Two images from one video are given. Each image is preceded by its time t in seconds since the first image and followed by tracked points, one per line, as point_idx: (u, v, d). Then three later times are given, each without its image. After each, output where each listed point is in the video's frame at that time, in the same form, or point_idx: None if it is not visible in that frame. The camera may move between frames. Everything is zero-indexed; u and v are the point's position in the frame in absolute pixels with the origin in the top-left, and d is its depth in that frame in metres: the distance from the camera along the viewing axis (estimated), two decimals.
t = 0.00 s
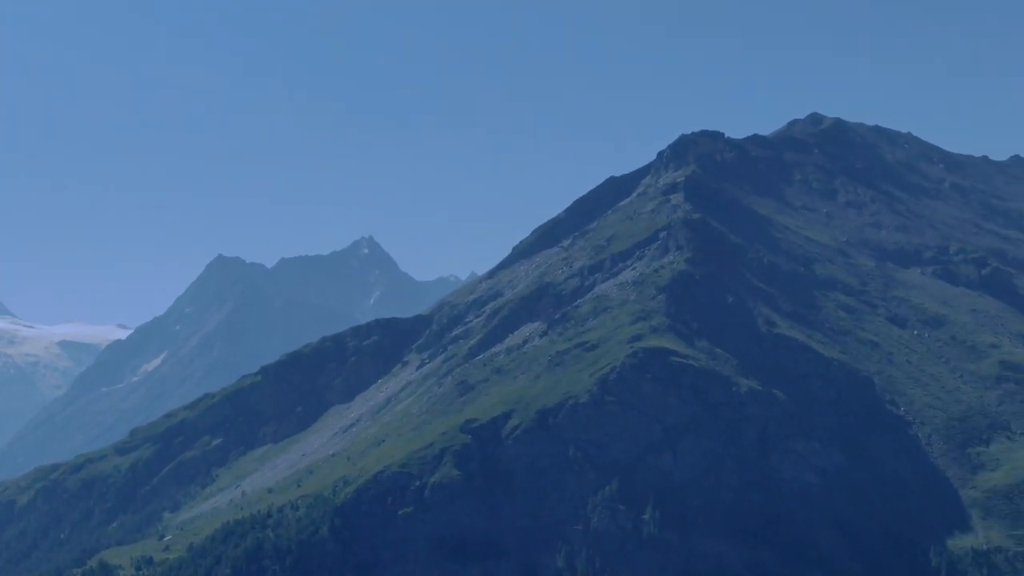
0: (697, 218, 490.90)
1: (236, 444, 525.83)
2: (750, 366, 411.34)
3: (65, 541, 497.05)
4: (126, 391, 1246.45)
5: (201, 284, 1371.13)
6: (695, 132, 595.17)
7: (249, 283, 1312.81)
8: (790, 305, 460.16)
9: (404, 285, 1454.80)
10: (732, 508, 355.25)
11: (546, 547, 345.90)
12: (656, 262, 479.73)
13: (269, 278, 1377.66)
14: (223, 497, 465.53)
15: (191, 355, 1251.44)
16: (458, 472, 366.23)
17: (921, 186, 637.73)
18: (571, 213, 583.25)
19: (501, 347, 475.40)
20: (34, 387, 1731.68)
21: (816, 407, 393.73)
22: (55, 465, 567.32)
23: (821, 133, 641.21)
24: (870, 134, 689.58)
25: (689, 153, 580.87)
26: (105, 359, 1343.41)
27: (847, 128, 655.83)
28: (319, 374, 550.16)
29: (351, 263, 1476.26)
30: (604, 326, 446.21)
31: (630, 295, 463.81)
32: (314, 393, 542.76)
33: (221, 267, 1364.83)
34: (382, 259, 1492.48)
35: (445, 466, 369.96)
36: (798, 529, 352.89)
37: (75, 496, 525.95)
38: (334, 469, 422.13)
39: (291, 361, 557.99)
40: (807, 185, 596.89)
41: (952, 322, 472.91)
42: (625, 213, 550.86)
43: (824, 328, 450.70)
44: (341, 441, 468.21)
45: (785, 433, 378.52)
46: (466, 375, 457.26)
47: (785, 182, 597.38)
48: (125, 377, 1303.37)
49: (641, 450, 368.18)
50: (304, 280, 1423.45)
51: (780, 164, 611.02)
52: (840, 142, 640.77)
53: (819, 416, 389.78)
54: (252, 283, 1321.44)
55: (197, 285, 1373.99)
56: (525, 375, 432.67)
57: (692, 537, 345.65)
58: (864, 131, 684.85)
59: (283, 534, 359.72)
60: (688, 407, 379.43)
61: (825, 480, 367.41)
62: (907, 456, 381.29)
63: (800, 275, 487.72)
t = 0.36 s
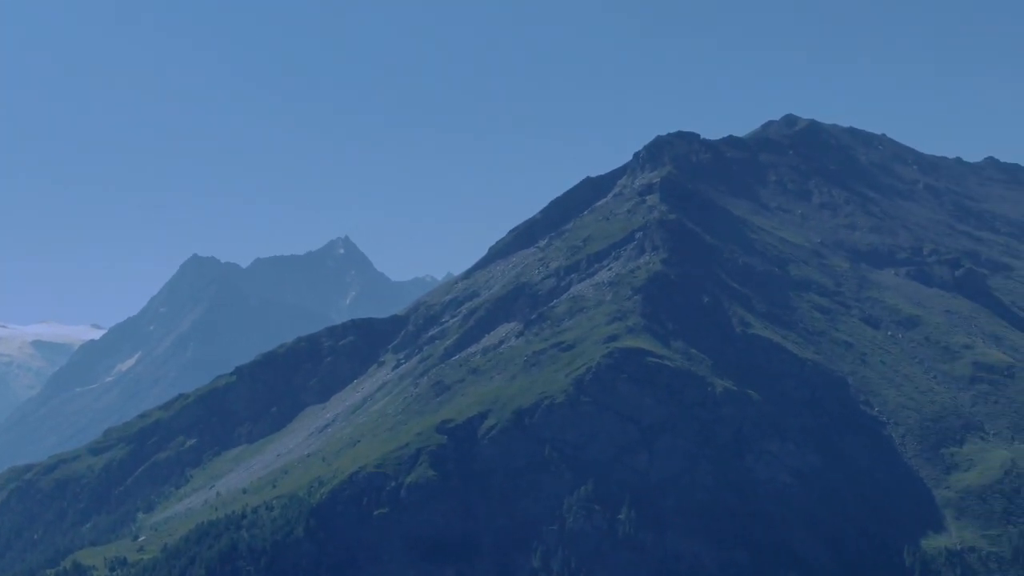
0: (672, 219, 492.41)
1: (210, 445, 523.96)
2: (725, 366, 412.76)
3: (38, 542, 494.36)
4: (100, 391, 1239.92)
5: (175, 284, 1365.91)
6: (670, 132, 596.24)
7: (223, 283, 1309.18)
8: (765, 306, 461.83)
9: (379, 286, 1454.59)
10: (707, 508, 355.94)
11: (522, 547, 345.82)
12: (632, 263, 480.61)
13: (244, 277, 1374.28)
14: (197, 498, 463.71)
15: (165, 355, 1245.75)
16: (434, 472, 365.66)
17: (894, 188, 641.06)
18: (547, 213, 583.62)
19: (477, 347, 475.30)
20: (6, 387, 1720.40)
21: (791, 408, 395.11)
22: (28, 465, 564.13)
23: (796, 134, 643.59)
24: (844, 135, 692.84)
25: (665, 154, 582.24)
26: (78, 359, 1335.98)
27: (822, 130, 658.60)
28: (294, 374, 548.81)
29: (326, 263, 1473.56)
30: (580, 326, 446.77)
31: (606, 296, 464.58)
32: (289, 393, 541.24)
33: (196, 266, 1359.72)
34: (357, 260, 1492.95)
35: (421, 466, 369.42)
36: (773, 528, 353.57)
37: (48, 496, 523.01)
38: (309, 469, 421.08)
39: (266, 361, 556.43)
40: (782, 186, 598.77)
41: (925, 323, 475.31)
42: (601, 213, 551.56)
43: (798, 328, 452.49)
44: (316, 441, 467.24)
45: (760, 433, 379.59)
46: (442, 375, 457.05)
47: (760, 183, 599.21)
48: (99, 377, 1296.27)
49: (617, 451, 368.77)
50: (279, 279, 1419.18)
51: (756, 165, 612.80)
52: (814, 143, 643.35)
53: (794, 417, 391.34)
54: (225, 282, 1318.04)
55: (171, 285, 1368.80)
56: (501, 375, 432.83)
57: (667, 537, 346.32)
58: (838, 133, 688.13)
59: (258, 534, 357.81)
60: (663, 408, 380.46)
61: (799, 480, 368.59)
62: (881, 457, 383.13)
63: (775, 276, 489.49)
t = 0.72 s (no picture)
0: (648, 220, 493.75)
1: (185, 445, 522.33)
2: (700, 366, 414.09)
3: (12, 542, 491.71)
4: (73, 391, 1233.46)
5: (149, 284, 1360.29)
6: (646, 133, 597.46)
7: (198, 282, 1304.72)
8: (740, 306, 463.46)
9: (355, 286, 1453.69)
10: (683, 508, 356.55)
11: (497, 548, 345.71)
12: (608, 263, 481.45)
13: (220, 276, 1370.03)
14: (172, 499, 461.99)
15: (139, 355, 1239.97)
16: (410, 473, 365.11)
17: (869, 189, 644.43)
18: (524, 213, 583.95)
19: (454, 347, 475.21)
20: None
21: (766, 408, 396.53)
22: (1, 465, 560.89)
23: (771, 135, 645.97)
24: (819, 136, 696.07)
25: (641, 155, 583.44)
26: (52, 359, 1328.73)
27: (797, 131, 661.45)
28: (269, 373, 547.52)
29: (302, 263, 1470.59)
30: (557, 326, 447.16)
31: (582, 296, 465.24)
32: (264, 393, 539.87)
33: (171, 266, 1354.55)
34: (333, 259, 1491.52)
35: (396, 467, 368.77)
36: (748, 527, 354.22)
37: (22, 496, 520.04)
38: (285, 470, 420.01)
39: (241, 360, 555.01)
40: (758, 186, 600.81)
41: (900, 323, 477.69)
42: (577, 213, 552.25)
43: (773, 328, 454.18)
44: (291, 442, 466.33)
45: (735, 434, 380.72)
46: (418, 375, 456.81)
47: (736, 184, 601.07)
48: (73, 377, 1289.33)
49: (592, 451, 369.27)
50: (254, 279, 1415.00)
51: (731, 166, 614.53)
52: (789, 144, 645.99)
53: (769, 416, 392.85)
54: (200, 282, 1313.40)
55: (146, 285, 1363.24)
56: (478, 374, 432.95)
57: (643, 537, 346.81)
58: (813, 133, 691.37)
59: (232, 535, 355.99)
60: (639, 408, 381.38)
61: (774, 479, 369.71)
62: (855, 457, 384.74)
63: (750, 276, 491.15)
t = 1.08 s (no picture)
0: (624, 220, 494.93)
1: (159, 445, 520.26)
2: (675, 367, 415.18)
3: None
4: (47, 390, 1226.13)
5: (123, 283, 1353.85)
6: (622, 133, 598.41)
7: (172, 282, 1299.48)
8: (714, 306, 464.79)
9: (331, 286, 1451.46)
10: (658, 508, 357.10)
11: (473, 548, 345.61)
12: (584, 263, 482.04)
13: (194, 276, 1364.71)
14: (147, 499, 460.00)
15: (113, 355, 1233.60)
16: (386, 472, 364.24)
17: (843, 189, 647.33)
18: (499, 213, 583.77)
19: (430, 347, 474.74)
20: None
21: (741, 408, 397.85)
22: None
23: (746, 135, 647.88)
24: (794, 137, 698.69)
25: (617, 155, 584.42)
26: (25, 359, 1320.61)
27: (771, 132, 663.81)
28: (244, 373, 545.82)
29: (277, 263, 1466.77)
30: (533, 326, 447.33)
31: (558, 296, 465.54)
32: (238, 393, 538.24)
33: (146, 265, 1348.90)
34: (309, 258, 1487.65)
35: (371, 467, 367.75)
36: (723, 527, 354.94)
37: None
38: (260, 470, 418.59)
39: (216, 360, 553.06)
40: (733, 187, 602.39)
41: (874, 323, 480.07)
42: (553, 214, 552.67)
43: (747, 328, 455.66)
44: (266, 442, 464.98)
45: (711, 434, 381.71)
46: (393, 375, 456.29)
47: (711, 184, 602.69)
48: (47, 377, 1281.64)
49: (568, 450, 369.75)
50: (229, 278, 1410.01)
51: (707, 166, 615.93)
52: (764, 145, 648.04)
53: (743, 416, 394.12)
54: (175, 281, 1308.15)
55: (120, 285, 1356.87)
56: (453, 374, 432.78)
57: (618, 537, 347.37)
58: (788, 134, 694.11)
59: (206, 535, 354.19)
60: (615, 408, 382.08)
61: (749, 479, 370.65)
62: (829, 457, 386.44)
63: (725, 276, 492.67)
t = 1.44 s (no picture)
0: (601, 221, 496.06)
1: (133, 445, 518.03)
2: (651, 366, 416.24)
3: None
4: (20, 390, 1218.64)
5: (97, 282, 1347.65)
6: (598, 134, 599.35)
7: (147, 281, 1294.26)
8: (690, 307, 466.09)
9: (307, 285, 1448.71)
10: (633, 507, 357.68)
11: (448, 548, 345.40)
12: (560, 263, 482.70)
13: (169, 275, 1358.46)
14: (121, 499, 457.84)
15: (87, 354, 1227.42)
16: (362, 473, 363.63)
17: (818, 191, 649.79)
18: (475, 213, 583.62)
19: (406, 347, 474.27)
20: None
21: (716, 407, 399.21)
22: None
23: (722, 136, 649.43)
24: (769, 138, 700.85)
25: (593, 156, 585.33)
26: None
27: (747, 134, 665.79)
28: (219, 373, 544.21)
29: (252, 262, 1462.85)
30: (509, 326, 447.53)
31: (534, 296, 465.90)
32: (213, 393, 536.34)
33: (120, 264, 1342.68)
34: (284, 257, 1483.12)
35: (347, 467, 366.65)
36: (698, 526, 355.73)
37: None
38: (235, 470, 417.25)
39: (191, 360, 551.18)
40: (709, 188, 603.71)
41: (848, 323, 482.32)
42: (530, 214, 553.15)
43: (722, 328, 457.12)
44: (241, 442, 463.59)
45: (686, 433, 382.73)
46: (369, 375, 455.66)
47: (687, 185, 604.13)
48: (20, 376, 1273.90)
49: (544, 450, 370.17)
50: (204, 278, 1405.20)
51: (682, 167, 617.49)
52: (740, 146, 649.77)
53: (719, 416, 395.14)
54: (149, 280, 1303.09)
55: (94, 284, 1350.63)
56: (429, 374, 432.58)
57: (594, 537, 347.82)
58: (763, 135, 696.63)
59: (181, 536, 352.70)
60: (591, 408, 382.78)
61: (724, 478, 371.73)
62: (804, 457, 388.00)
63: (701, 277, 494.15)
